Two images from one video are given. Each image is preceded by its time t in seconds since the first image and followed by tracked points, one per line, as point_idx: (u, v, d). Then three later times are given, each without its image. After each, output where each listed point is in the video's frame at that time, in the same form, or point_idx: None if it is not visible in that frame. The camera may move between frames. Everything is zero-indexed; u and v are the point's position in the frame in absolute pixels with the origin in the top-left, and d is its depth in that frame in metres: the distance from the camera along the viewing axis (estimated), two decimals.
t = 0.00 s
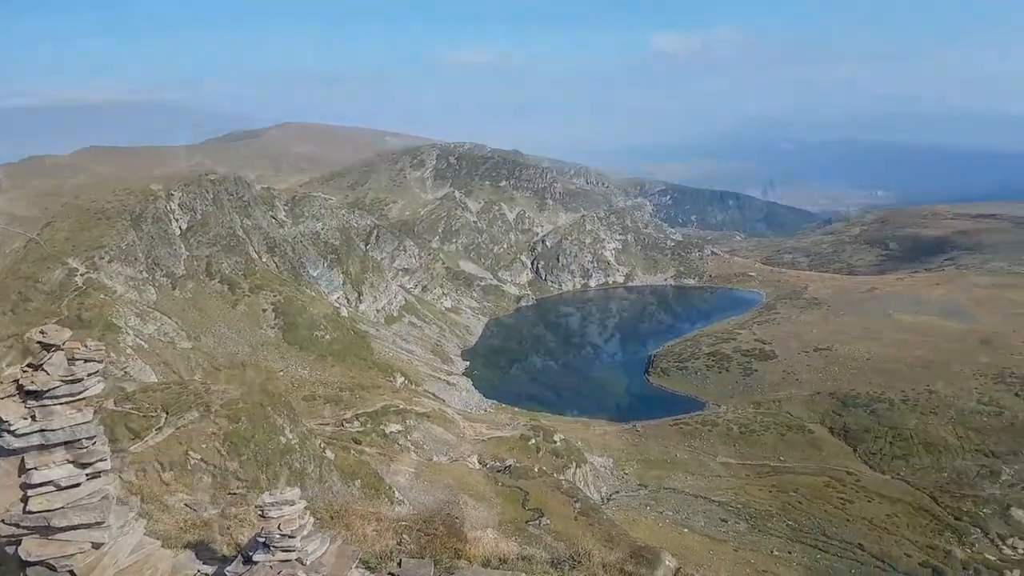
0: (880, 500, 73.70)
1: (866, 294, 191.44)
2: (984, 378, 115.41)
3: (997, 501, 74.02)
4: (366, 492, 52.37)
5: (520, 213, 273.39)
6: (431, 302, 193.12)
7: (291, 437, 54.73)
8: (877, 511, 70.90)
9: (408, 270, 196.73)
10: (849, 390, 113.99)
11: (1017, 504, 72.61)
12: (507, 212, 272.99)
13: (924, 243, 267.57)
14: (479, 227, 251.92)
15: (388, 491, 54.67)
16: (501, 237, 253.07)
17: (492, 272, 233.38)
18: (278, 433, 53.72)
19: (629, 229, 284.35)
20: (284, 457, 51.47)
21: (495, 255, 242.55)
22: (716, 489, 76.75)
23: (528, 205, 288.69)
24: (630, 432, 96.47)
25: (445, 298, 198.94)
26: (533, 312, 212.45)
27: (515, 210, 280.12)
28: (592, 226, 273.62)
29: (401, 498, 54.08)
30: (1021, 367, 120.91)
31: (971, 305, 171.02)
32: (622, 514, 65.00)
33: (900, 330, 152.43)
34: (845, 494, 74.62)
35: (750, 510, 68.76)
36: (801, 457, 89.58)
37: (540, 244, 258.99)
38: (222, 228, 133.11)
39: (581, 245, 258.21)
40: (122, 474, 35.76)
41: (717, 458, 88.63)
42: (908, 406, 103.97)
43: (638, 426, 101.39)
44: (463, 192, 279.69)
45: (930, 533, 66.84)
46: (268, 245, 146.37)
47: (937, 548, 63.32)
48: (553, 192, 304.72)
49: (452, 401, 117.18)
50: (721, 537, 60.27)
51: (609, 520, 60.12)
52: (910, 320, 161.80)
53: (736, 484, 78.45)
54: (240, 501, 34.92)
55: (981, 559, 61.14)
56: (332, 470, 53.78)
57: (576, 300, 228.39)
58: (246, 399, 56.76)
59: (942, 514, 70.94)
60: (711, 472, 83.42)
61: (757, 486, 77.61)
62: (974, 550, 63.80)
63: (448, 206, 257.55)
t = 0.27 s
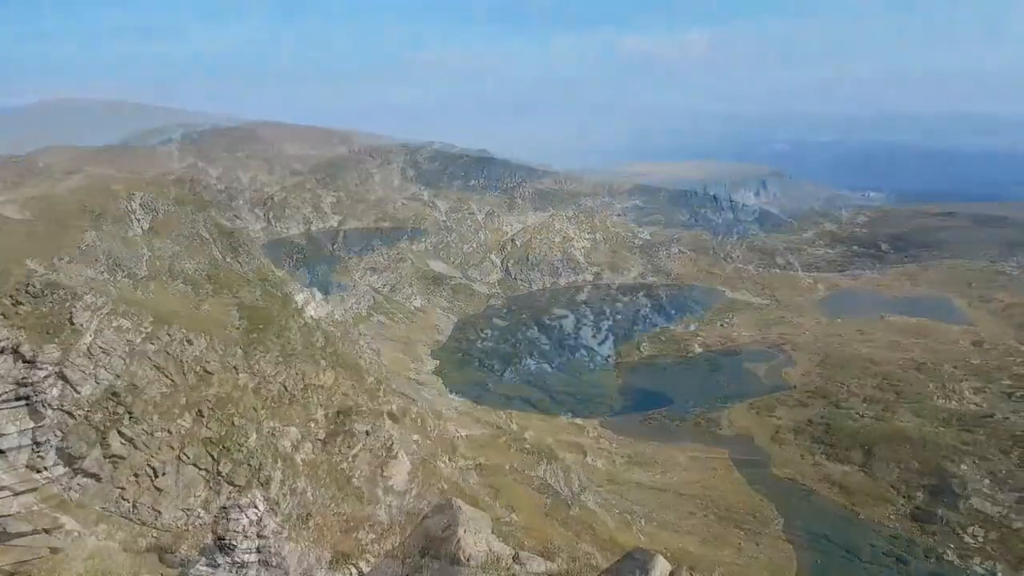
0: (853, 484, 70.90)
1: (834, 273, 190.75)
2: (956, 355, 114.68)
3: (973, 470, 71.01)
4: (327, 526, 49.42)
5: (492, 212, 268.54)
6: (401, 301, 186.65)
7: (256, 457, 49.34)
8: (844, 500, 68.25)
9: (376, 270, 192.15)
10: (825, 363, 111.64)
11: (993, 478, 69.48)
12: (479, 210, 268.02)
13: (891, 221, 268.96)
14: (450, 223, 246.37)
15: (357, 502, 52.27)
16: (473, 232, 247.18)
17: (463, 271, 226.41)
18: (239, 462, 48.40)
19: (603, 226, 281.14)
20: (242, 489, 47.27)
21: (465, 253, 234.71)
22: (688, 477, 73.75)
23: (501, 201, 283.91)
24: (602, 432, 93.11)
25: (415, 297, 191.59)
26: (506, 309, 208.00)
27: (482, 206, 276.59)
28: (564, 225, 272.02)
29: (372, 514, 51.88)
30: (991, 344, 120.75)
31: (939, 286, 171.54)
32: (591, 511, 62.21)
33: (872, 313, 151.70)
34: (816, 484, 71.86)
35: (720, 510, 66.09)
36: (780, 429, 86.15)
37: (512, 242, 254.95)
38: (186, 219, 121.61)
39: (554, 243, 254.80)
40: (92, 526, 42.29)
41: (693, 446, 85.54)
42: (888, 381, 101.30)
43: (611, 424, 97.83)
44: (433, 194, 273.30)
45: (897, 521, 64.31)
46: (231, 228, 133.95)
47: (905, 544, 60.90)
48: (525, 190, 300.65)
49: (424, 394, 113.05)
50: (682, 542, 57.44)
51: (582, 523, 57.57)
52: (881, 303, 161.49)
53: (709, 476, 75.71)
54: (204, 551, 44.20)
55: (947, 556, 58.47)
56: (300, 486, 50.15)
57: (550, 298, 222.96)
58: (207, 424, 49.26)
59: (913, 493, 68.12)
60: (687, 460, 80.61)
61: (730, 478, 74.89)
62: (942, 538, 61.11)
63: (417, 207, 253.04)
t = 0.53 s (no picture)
0: (826, 479, 72.49)
1: (802, 271, 194.20)
2: (922, 351, 117.96)
3: (942, 461, 72.80)
4: (303, 533, 34.30)
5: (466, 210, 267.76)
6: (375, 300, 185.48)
7: (228, 461, 33.22)
8: (818, 495, 69.84)
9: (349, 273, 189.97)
10: (798, 360, 113.76)
11: (961, 468, 71.14)
12: (453, 208, 267.04)
13: (854, 218, 275.09)
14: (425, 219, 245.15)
15: (339, 507, 36.95)
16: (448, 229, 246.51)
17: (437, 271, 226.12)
18: (211, 467, 32.50)
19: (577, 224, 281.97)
20: (215, 495, 31.94)
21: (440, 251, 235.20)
22: (668, 470, 74.10)
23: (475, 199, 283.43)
24: (581, 419, 91.59)
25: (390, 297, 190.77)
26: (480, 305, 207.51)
27: (451, 206, 274.60)
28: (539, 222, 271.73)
29: (350, 523, 36.75)
30: (956, 340, 124.45)
31: (902, 284, 176.30)
32: (575, 482, 59.96)
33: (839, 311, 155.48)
34: (791, 481, 73.34)
35: (699, 504, 66.53)
36: (756, 424, 87.38)
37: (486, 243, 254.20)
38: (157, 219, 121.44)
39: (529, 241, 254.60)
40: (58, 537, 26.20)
41: (672, 438, 85.66)
42: (858, 378, 103.64)
43: (591, 407, 96.06)
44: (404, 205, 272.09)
45: (869, 515, 65.88)
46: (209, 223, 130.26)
47: (877, 536, 62.35)
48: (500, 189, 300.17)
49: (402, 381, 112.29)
50: (662, 531, 57.29)
51: (565, 490, 55.32)
52: (847, 301, 165.52)
53: (689, 468, 75.97)
54: (174, 557, 29.58)
55: (916, 546, 59.75)
56: (274, 490, 34.48)
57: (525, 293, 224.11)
58: (180, 428, 32.44)
59: (883, 487, 69.92)
60: (666, 450, 80.78)
61: (709, 472, 75.80)
62: (912, 528, 62.40)
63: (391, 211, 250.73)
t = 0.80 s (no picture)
0: (795, 473, 73.80)
1: (771, 269, 197.32)
2: (888, 346, 120.63)
3: (908, 454, 74.29)
4: (274, 538, 33.30)
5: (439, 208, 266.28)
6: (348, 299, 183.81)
7: (197, 465, 32.37)
8: (787, 490, 70.98)
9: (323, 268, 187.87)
10: (767, 357, 115.52)
11: (928, 461, 72.63)
12: (426, 208, 265.57)
13: (820, 217, 280.46)
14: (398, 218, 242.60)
15: (311, 511, 35.58)
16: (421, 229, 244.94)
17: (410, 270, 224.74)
18: (180, 472, 31.76)
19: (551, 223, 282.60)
20: (184, 500, 31.24)
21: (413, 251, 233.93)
22: (640, 467, 74.68)
23: (449, 199, 282.16)
24: (554, 419, 91.64)
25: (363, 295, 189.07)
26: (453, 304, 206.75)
27: (423, 206, 273.05)
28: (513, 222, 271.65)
29: (323, 527, 35.43)
30: (919, 336, 127.48)
31: (867, 282, 180.19)
32: (548, 481, 59.82)
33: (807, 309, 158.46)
34: (762, 477, 74.33)
35: (672, 500, 67.09)
36: (727, 420, 88.46)
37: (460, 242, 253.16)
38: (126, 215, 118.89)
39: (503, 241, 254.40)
40: (20, 543, 25.93)
41: (645, 435, 86.27)
42: (826, 374, 105.54)
43: (565, 407, 96.10)
44: (377, 205, 270.06)
45: (838, 509, 67.03)
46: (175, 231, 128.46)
47: (846, 530, 63.44)
48: (473, 189, 299.46)
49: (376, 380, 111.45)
50: (635, 528, 57.53)
51: (538, 489, 55.19)
52: (815, 299, 168.69)
53: (661, 464, 76.70)
54: (144, 562, 29.20)
55: (883, 539, 60.87)
56: (244, 494, 33.50)
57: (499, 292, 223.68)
58: (147, 433, 31.70)
59: (852, 482, 71.23)
60: (640, 447, 81.33)
61: (680, 469, 76.39)
62: (880, 522, 63.57)
63: (364, 209, 248.68)
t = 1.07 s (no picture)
0: (760, 466, 75.17)
1: (734, 265, 200.81)
2: (847, 340, 123.77)
3: (868, 446, 76.26)
4: (240, 542, 32.55)
5: (406, 204, 263.97)
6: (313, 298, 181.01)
7: (159, 469, 31.04)
8: (752, 482, 72.28)
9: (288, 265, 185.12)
10: (731, 352, 117.43)
11: (887, 452, 74.61)
12: (392, 206, 263.07)
13: (780, 214, 286.49)
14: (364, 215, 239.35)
15: (277, 514, 34.91)
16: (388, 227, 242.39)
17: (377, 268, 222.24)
18: (142, 476, 30.38)
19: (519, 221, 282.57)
20: (146, 505, 30.05)
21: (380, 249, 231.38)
22: (608, 462, 75.14)
23: (416, 197, 279.83)
24: (523, 416, 91.57)
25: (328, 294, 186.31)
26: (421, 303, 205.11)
27: (389, 204, 270.48)
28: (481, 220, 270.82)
29: (289, 530, 34.81)
30: (876, 329, 131.10)
31: (827, 277, 184.62)
32: (517, 479, 59.66)
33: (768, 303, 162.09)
34: (728, 470, 75.52)
35: (640, 495, 67.67)
36: (693, 415, 89.62)
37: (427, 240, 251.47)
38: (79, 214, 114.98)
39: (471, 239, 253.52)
40: None
41: (613, 431, 86.81)
42: (788, 368, 107.81)
43: (533, 404, 96.11)
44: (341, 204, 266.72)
45: (802, 500, 68.46)
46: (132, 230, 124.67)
47: (810, 522, 64.67)
48: (440, 186, 297.65)
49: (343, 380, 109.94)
50: (605, 523, 57.80)
51: (507, 487, 54.97)
52: (776, 294, 172.27)
53: (630, 459, 77.27)
54: (105, 570, 28.07)
55: (846, 529, 62.30)
56: (208, 498, 32.41)
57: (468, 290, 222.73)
58: (107, 437, 30.15)
59: (814, 473, 72.82)
60: (608, 443, 81.80)
61: (649, 464, 77.03)
62: (842, 512, 65.11)
63: (329, 207, 244.96)
